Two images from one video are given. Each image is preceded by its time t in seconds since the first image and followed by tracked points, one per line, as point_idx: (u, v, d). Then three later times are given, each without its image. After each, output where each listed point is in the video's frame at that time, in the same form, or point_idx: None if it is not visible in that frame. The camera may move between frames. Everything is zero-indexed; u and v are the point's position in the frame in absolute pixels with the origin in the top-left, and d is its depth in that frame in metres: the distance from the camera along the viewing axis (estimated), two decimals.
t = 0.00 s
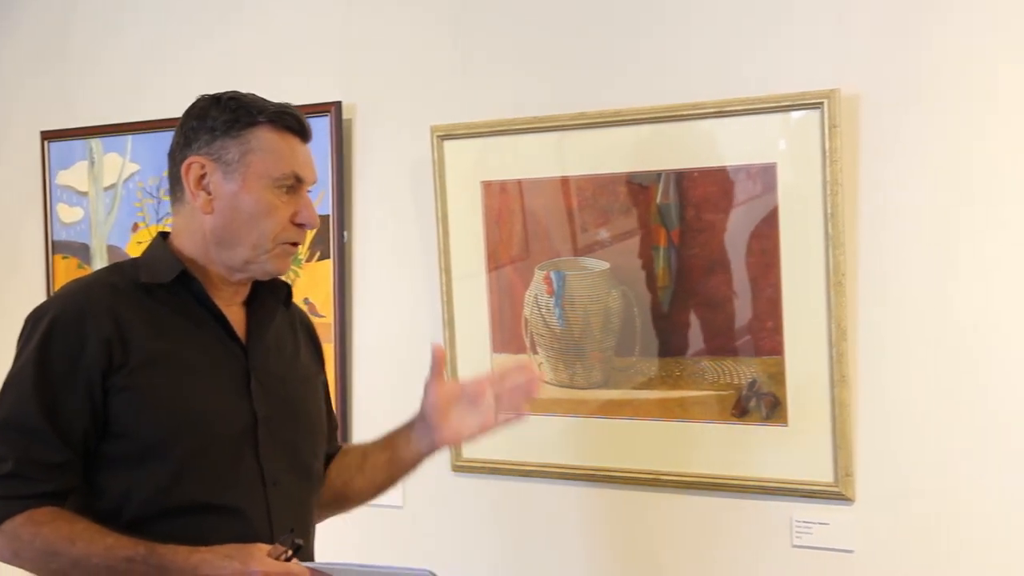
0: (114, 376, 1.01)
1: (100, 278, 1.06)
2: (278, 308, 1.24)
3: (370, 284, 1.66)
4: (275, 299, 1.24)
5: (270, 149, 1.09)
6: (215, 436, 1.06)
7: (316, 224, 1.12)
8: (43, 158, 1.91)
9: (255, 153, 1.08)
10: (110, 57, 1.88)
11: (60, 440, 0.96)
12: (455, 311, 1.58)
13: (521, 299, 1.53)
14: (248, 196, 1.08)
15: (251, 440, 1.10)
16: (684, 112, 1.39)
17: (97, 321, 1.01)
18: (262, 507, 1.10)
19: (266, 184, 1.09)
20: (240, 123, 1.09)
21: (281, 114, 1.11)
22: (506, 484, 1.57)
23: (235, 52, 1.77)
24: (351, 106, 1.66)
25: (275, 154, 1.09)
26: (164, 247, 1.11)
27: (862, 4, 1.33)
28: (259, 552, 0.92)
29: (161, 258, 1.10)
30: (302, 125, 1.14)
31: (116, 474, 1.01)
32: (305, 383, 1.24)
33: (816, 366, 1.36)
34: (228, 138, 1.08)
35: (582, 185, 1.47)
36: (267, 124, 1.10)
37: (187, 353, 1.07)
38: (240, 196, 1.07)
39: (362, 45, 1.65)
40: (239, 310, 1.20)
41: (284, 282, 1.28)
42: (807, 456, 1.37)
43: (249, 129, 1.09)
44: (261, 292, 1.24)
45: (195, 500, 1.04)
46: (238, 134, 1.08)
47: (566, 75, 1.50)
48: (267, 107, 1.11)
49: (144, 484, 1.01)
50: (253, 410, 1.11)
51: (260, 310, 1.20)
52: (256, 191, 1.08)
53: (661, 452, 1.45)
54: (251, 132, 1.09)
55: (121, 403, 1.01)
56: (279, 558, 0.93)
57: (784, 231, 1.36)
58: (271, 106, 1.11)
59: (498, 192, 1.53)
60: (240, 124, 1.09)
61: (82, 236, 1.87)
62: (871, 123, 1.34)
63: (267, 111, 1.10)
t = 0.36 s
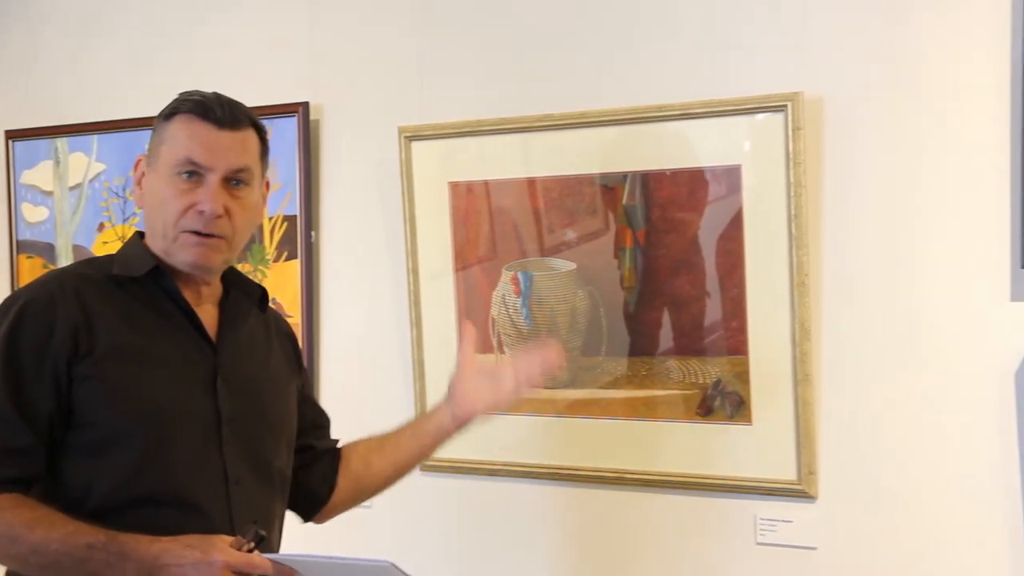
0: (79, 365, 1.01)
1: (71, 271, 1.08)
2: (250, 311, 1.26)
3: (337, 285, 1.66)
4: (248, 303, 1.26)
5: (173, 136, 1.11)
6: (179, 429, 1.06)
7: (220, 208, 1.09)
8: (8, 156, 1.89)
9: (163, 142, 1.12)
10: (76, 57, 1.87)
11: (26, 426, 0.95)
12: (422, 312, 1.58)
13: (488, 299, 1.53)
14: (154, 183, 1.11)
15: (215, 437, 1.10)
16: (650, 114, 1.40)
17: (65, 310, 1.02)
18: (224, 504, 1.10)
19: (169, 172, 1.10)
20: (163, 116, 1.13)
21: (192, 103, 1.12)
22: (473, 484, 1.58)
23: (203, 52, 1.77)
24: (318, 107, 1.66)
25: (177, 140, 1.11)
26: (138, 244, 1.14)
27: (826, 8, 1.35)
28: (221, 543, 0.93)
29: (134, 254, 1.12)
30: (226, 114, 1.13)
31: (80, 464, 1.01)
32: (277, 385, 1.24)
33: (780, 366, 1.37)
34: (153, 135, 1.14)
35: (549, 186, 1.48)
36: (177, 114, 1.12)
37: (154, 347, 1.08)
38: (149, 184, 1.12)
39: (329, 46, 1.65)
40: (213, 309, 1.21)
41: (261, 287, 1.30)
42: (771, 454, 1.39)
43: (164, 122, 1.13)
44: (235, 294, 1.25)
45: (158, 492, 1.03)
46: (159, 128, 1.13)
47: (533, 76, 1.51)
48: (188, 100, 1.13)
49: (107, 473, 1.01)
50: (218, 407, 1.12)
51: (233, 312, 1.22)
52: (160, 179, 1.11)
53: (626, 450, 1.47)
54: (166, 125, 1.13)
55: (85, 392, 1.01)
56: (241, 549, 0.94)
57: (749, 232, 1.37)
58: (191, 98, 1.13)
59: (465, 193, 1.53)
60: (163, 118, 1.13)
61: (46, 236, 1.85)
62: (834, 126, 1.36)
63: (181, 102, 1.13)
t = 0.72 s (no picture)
0: (48, 364, 1.01)
1: (45, 268, 1.06)
2: (226, 315, 1.25)
3: (303, 285, 1.66)
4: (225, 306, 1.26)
5: (163, 136, 1.10)
6: (147, 432, 1.05)
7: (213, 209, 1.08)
8: None
9: (152, 143, 1.10)
10: (40, 55, 1.86)
11: None
12: (388, 312, 1.58)
13: (454, 300, 1.54)
14: (143, 183, 1.09)
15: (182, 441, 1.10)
16: (616, 116, 1.41)
17: (36, 309, 1.01)
18: (189, 508, 1.09)
19: (159, 173, 1.09)
20: (150, 118, 1.12)
21: (182, 104, 1.11)
22: (439, 483, 1.58)
23: (168, 51, 1.76)
24: (284, 107, 1.66)
25: (167, 140, 1.09)
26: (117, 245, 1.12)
27: (789, 11, 1.37)
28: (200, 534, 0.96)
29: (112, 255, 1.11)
30: (214, 114, 1.12)
31: (48, 463, 1.01)
32: (246, 388, 1.24)
33: (744, 365, 1.38)
34: (138, 136, 1.12)
35: (515, 187, 1.49)
36: (166, 114, 1.11)
37: (126, 349, 1.07)
38: (137, 185, 1.10)
39: (295, 46, 1.65)
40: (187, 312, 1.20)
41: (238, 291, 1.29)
42: (735, 452, 1.40)
43: (151, 122, 1.11)
44: (211, 298, 1.25)
45: (125, 494, 1.03)
46: (147, 129, 1.11)
47: (500, 77, 1.52)
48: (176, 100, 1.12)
49: (74, 473, 1.00)
50: (186, 411, 1.11)
51: (208, 315, 1.21)
52: (149, 181, 1.09)
53: (591, 449, 1.47)
54: (154, 125, 1.11)
55: (54, 392, 1.00)
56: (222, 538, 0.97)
57: (713, 232, 1.38)
58: (178, 99, 1.12)
59: (431, 193, 1.54)
60: (149, 119, 1.12)
61: (10, 236, 1.81)
62: (796, 128, 1.37)
63: (170, 103, 1.12)
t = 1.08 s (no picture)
0: (9, 377, 1.00)
1: None
2: (178, 312, 1.23)
3: (264, 285, 1.66)
4: (177, 302, 1.23)
5: (179, 150, 1.09)
6: (113, 437, 1.06)
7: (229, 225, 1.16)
8: None
9: (166, 155, 1.08)
10: None
11: None
12: (350, 311, 1.59)
13: (416, 299, 1.55)
14: (161, 199, 1.08)
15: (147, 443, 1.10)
16: (576, 117, 1.42)
17: None
18: (158, 509, 1.10)
19: (180, 185, 1.10)
20: (150, 125, 1.08)
21: (189, 117, 1.11)
22: (401, 482, 1.59)
23: (129, 49, 1.75)
24: (245, 107, 1.66)
25: (185, 155, 1.10)
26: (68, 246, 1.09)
27: (747, 14, 1.38)
28: (163, 544, 0.99)
29: (61, 257, 1.08)
30: (207, 124, 1.15)
31: (12, 473, 1.00)
32: (204, 385, 1.24)
33: (703, 365, 1.40)
34: (138, 141, 1.07)
35: (476, 187, 1.49)
36: (175, 126, 1.10)
37: (87, 354, 1.06)
38: (154, 199, 1.07)
39: (256, 45, 1.65)
40: (138, 311, 1.18)
41: (187, 285, 1.27)
42: (694, 452, 1.42)
43: (159, 132, 1.08)
44: (163, 295, 1.23)
45: (93, 500, 1.03)
46: (148, 137, 1.08)
47: (462, 78, 1.52)
48: (175, 109, 1.11)
49: (40, 483, 1.00)
50: (150, 412, 1.11)
51: (159, 313, 1.19)
52: (171, 193, 1.09)
53: (551, 448, 1.49)
54: (163, 134, 1.08)
55: (17, 404, 1.00)
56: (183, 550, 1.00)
57: (673, 233, 1.40)
58: (178, 108, 1.11)
59: (392, 193, 1.54)
60: (149, 127, 1.08)
61: None
62: (754, 130, 1.39)
63: (176, 113, 1.10)
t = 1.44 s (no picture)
0: None
1: None
2: (136, 309, 1.23)
3: (225, 285, 1.66)
4: (135, 299, 1.23)
5: (137, 149, 1.09)
6: (76, 437, 1.05)
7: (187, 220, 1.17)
8: None
9: (124, 154, 1.08)
10: None
11: None
12: (311, 311, 1.59)
13: (377, 299, 1.55)
14: (120, 198, 1.08)
15: (109, 442, 1.10)
16: (536, 118, 1.43)
17: None
18: (120, 507, 1.10)
19: (139, 183, 1.10)
20: (106, 125, 1.07)
21: (146, 114, 1.11)
22: (362, 481, 1.60)
23: (90, 48, 1.74)
24: (206, 107, 1.66)
25: (143, 153, 1.10)
26: (24, 245, 1.09)
27: (706, 17, 1.40)
28: (132, 540, 1.00)
29: (19, 255, 1.07)
30: (164, 121, 1.14)
31: None
32: (164, 382, 1.24)
33: (662, 364, 1.41)
34: (95, 141, 1.07)
35: (437, 187, 1.50)
36: (132, 125, 1.10)
37: (48, 354, 1.06)
38: (113, 198, 1.08)
39: (217, 45, 1.65)
40: (96, 309, 1.19)
41: (144, 282, 1.27)
42: (653, 450, 1.43)
43: (116, 131, 1.08)
44: (120, 293, 1.22)
45: (56, 499, 1.03)
46: (104, 136, 1.07)
47: (423, 79, 1.53)
48: (131, 107, 1.11)
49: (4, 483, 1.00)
50: (112, 411, 1.11)
51: (118, 311, 1.19)
52: (129, 191, 1.09)
53: (512, 447, 1.50)
54: (121, 133, 1.08)
55: None
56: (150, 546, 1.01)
57: (632, 233, 1.41)
58: (134, 106, 1.11)
59: (353, 193, 1.55)
60: (105, 126, 1.07)
61: None
62: (712, 131, 1.41)
63: (133, 111, 1.10)
